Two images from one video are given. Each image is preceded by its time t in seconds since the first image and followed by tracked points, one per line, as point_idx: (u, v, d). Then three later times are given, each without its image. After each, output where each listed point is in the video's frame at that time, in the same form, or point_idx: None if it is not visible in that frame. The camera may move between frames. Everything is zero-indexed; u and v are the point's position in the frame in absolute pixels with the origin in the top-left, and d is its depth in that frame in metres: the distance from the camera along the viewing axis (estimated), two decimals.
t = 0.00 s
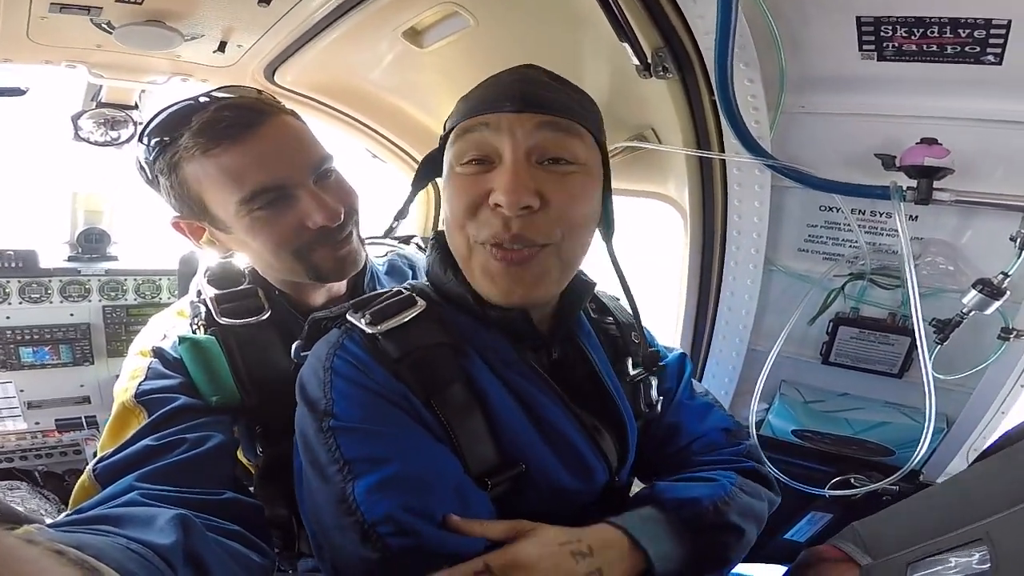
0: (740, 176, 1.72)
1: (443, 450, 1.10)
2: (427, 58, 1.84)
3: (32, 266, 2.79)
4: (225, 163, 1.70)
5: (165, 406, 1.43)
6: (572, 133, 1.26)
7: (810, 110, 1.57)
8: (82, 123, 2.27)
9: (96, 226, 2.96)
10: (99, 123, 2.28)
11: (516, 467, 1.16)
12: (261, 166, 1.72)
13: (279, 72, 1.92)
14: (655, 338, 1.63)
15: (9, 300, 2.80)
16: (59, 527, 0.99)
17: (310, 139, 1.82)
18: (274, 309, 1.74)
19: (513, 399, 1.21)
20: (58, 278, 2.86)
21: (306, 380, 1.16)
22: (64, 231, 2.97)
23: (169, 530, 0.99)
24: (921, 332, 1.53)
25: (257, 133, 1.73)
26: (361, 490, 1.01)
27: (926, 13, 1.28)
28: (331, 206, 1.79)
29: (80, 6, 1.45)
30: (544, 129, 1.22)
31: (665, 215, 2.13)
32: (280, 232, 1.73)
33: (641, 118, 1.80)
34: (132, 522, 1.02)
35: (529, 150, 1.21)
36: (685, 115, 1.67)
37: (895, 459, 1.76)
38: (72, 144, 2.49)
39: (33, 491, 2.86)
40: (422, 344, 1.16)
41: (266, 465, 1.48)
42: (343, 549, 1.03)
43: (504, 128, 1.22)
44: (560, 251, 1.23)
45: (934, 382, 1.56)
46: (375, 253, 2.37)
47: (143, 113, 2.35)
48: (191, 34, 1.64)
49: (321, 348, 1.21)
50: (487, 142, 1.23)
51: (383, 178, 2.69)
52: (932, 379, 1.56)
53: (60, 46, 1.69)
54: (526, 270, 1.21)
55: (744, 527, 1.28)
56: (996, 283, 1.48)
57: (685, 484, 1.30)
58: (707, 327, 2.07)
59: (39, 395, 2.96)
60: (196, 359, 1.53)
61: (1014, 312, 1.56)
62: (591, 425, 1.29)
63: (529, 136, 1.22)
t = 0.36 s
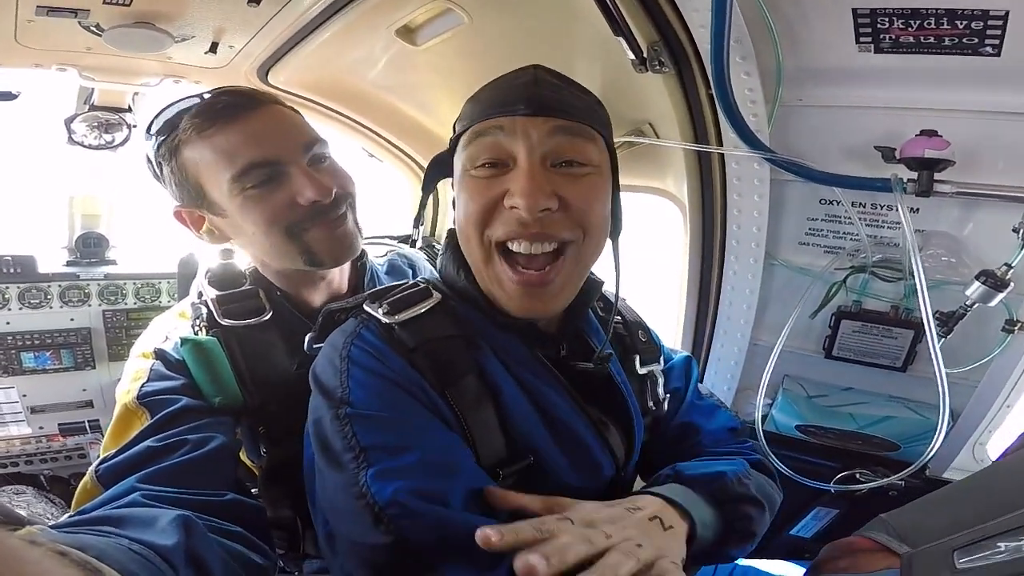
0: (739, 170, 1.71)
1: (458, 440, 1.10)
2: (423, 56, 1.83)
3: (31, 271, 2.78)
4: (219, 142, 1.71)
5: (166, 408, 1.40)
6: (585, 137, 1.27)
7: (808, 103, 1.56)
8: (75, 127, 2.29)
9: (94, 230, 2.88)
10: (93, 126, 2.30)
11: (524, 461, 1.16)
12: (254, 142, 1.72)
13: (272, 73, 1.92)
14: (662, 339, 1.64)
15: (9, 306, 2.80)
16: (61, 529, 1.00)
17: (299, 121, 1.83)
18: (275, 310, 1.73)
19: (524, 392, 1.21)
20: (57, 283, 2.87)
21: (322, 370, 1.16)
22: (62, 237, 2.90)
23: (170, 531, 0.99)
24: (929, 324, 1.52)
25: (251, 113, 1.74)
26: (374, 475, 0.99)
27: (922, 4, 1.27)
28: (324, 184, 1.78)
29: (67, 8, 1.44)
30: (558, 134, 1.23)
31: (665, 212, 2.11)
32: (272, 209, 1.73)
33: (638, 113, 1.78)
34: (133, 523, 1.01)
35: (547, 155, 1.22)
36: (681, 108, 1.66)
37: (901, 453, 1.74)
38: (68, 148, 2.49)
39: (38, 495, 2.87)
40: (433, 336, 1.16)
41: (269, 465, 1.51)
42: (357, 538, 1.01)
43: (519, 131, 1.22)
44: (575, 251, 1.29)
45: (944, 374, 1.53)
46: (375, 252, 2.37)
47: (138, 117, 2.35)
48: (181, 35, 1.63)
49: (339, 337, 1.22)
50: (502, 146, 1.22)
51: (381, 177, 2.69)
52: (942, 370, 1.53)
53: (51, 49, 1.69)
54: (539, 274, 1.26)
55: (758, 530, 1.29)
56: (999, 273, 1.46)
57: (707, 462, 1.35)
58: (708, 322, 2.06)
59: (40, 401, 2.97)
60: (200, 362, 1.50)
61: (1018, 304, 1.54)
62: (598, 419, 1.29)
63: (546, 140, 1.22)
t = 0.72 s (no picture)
0: (742, 172, 1.69)
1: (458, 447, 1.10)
2: (426, 56, 1.81)
3: (32, 270, 2.77)
4: (228, 148, 1.68)
5: (168, 408, 1.40)
6: (591, 137, 1.26)
7: (813, 104, 1.54)
8: (75, 126, 2.27)
9: (94, 229, 2.86)
10: (92, 126, 2.28)
11: (526, 467, 1.16)
12: (262, 152, 1.70)
13: (272, 72, 1.91)
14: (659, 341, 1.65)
15: (10, 305, 2.78)
16: (62, 527, 0.99)
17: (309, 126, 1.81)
18: (275, 313, 1.72)
19: (523, 400, 1.21)
20: (58, 282, 2.84)
21: (320, 378, 1.15)
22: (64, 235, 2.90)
23: (171, 530, 0.98)
24: (928, 326, 1.51)
25: (262, 121, 1.71)
26: (373, 485, 1.00)
27: (930, 6, 1.25)
28: (327, 200, 1.77)
29: (65, 8, 1.43)
30: (565, 135, 1.22)
31: (668, 212, 2.09)
32: (274, 221, 1.72)
33: (641, 113, 1.77)
34: (133, 522, 1.02)
35: (553, 154, 1.21)
36: (685, 109, 1.64)
37: (902, 455, 1.72)
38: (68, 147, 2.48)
39: (41, 494, 2.87)
40: (433, 343, 1.16)
41: (271, 464, 1.49)
42: (355, 546, 1.02)
43: (526, 133, 1.21)
44: (581, 249, 1.27)
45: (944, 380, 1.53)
46: (375, 251, 2.36)
47: (137, 115, 2.34)
48: (181, 35, 1.62)
49: (337, 345, 1.21)
50: (508, 146, 1.21)
51: (381, 176, 2.67)
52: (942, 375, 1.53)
53: (49, 48, 1.68)
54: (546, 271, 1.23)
55: (753, 530, 1.29)
56: (1004, 277, 1.44)
57: (701, 463, 1.34)
58: (710, 324, 2.04)
59: (43, 399, 2.95)
60: (200, 363, 1.50)
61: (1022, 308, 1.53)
62: (599, 424, 1.29)
63: (552, 141, 1.21)
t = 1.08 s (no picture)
0: (732, 163, 1.72)
1: (462, 440, 1.11)
2: (420, 58, 1.85)
3: (34, 275, 2.78)
4: (231, 149, 1.71)
5: (175, 402, 1.43)
6: (594, 139, 1.29)
7: (798, 96, 1.56)
8: (75, 131, 2.31)
9: (96, 234, 2.93)
10: (92, 130, 2.32)
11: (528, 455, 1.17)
12: (264, 150, 1.73)
13: (269, 76, 1.94)
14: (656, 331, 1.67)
15: (13, 310, 2.77)
16: (69, 521, 1.00)
17: (305, 127, 1.82)
18: (280, 311, 1.72)
19: (522, 389, 1.23)
20: (61, 287, 2.83)
21: (325, 376, 1.18)
22: (63, 241, 2.94)
23: (177, 524, 1.00)
24: (919, 309, 1.54)
25: (261, 120, 1.73)
26: (382, 479, 1.02)
27: None
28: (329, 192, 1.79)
29: (64, 13, 1.46)
30: (569, 138, 1.25)
31: (662, 204, 2.12)
32: (278, 218, 1.74)
33: (632, 109, 1.80)
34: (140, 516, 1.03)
35: (560, 156, 1.23)
36: (673, 102, 1.67)
37: (903, 441, 1.75)
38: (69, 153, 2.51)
39: (49, 498, 2.86)
40: (434, 338, 1.18)
41: (277, 462, 1.54)
42: (364, 537, 1.04)
43: (531, 135, 1.23)
44: (587, 250, 1.29)
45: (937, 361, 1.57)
46: (375, 251, 2.39)
47: (137, 119, 2.37)
48: (179, 39, 1.66)
49: (339, 344, 1.23)
50: (515, 147, 1.23)
51: (381, 178, 2.71)
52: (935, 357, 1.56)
53: (49, 54, 1.71)
54: (554, 272, 1.25)
55: (739, 502, 1.31)
56: (992, 258, 1.48)
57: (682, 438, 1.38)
58: (708, 317, 2.06)
59: (47, 403, 2.93)
60: (210, 361, 1.52)
61: (1012, 288, 1.55)
62: (598, 413, 1.31)
63: (558, 143, 1.23)
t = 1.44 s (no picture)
0: (733, 164, 1.73)
1: (459, 438, 1.10)
2: (422, 58, 1.87)
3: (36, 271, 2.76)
4: (215, 157, 1.74)
5: (174, 399, 1.43)
6: (604, 140, 1.31)
7: (798, 96, 1.58)
8: (81, 129, 2.31)
9: (99, 231, 2.99)
10: (96, 128, 2.32)
11: (528, 454, 1.18)
12: (244, 165, 1.74)
13: (273, 75, 1.95)
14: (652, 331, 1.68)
15: (15, 307, 2.76)
16: (66, 518, 1.00)
17: (297, 138, 1.80)
18: (280, 308, 1.74)
19: (522, 387, 1.24)
20: (62, 284, 2.83)
21: (322, 374, 1.19)
22: (65, 238, 3.00)
23: (174, 521, 0.99)
24: (918, 306, 1.55)
25: (246, 133, 1.73)
26: (377, 475, 1.02)
27: None
28: (302, 215, 1.77)
29: (75, 12, 1.48)
30: (583, 138, 1.27)
31: (662, 205, 2.13)
32: (253, 232, 1.77)
33: (634, 109, 1.81)
34: (137, 513, 1.02)
35: (573, 155, 1.25)
36: (675, 103, 1.68)
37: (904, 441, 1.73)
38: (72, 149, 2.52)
39: (47, 495, 2.84)
40: (433, 336, 1.18)
41: (276, 461, 1.54)
42: (359, 534, 1.03)
43: (546, 133, 1.24)
44: (594, 251, 1.30)
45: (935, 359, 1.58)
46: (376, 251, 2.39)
47: (141, 117, 2.38)
48: (185, 39, 1.67)
49: (338, 342, 1.24)
50: (528, 145, 1.24)
51: (382, 179, 2.72)
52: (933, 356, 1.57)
53: (58, 52, 1.73)
54: (564, 269, 1.26)
55: (760, 517, 1.31)
56: (992, 257, 1.48)
57: (708, 452, 1.36)
58: (709, 318, 2.06)
59: (47, 401, 2.92)
60: (207, 358, 1.53)
61: (1014, 287, 1.56)
62: (597, 412, 1.31)
63: (572, 143, 1.25)
